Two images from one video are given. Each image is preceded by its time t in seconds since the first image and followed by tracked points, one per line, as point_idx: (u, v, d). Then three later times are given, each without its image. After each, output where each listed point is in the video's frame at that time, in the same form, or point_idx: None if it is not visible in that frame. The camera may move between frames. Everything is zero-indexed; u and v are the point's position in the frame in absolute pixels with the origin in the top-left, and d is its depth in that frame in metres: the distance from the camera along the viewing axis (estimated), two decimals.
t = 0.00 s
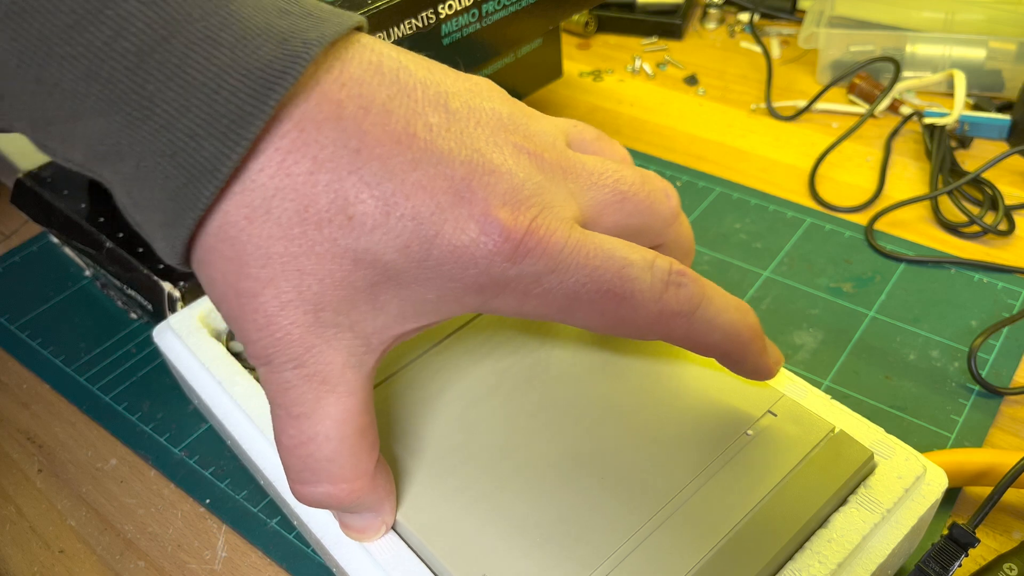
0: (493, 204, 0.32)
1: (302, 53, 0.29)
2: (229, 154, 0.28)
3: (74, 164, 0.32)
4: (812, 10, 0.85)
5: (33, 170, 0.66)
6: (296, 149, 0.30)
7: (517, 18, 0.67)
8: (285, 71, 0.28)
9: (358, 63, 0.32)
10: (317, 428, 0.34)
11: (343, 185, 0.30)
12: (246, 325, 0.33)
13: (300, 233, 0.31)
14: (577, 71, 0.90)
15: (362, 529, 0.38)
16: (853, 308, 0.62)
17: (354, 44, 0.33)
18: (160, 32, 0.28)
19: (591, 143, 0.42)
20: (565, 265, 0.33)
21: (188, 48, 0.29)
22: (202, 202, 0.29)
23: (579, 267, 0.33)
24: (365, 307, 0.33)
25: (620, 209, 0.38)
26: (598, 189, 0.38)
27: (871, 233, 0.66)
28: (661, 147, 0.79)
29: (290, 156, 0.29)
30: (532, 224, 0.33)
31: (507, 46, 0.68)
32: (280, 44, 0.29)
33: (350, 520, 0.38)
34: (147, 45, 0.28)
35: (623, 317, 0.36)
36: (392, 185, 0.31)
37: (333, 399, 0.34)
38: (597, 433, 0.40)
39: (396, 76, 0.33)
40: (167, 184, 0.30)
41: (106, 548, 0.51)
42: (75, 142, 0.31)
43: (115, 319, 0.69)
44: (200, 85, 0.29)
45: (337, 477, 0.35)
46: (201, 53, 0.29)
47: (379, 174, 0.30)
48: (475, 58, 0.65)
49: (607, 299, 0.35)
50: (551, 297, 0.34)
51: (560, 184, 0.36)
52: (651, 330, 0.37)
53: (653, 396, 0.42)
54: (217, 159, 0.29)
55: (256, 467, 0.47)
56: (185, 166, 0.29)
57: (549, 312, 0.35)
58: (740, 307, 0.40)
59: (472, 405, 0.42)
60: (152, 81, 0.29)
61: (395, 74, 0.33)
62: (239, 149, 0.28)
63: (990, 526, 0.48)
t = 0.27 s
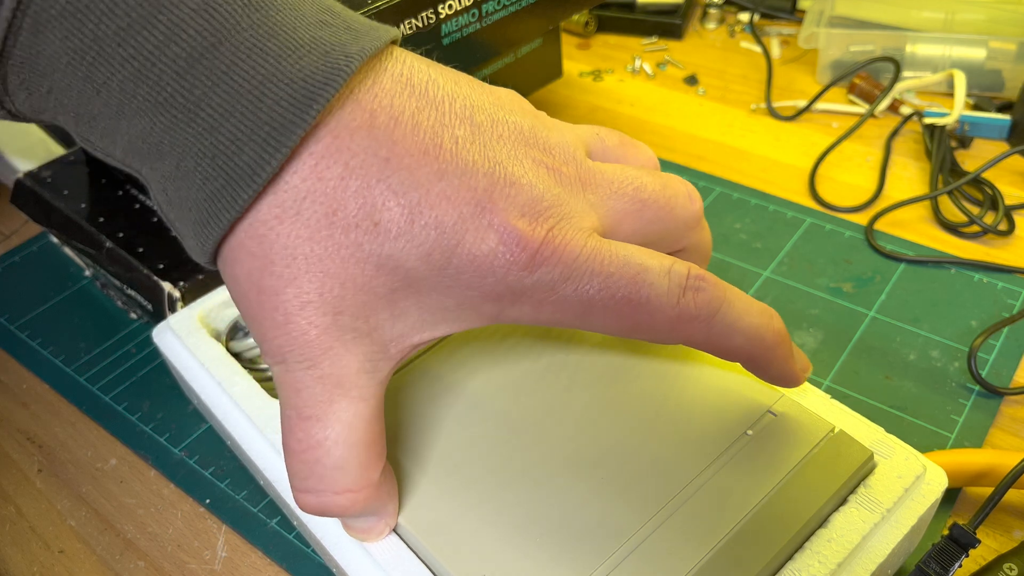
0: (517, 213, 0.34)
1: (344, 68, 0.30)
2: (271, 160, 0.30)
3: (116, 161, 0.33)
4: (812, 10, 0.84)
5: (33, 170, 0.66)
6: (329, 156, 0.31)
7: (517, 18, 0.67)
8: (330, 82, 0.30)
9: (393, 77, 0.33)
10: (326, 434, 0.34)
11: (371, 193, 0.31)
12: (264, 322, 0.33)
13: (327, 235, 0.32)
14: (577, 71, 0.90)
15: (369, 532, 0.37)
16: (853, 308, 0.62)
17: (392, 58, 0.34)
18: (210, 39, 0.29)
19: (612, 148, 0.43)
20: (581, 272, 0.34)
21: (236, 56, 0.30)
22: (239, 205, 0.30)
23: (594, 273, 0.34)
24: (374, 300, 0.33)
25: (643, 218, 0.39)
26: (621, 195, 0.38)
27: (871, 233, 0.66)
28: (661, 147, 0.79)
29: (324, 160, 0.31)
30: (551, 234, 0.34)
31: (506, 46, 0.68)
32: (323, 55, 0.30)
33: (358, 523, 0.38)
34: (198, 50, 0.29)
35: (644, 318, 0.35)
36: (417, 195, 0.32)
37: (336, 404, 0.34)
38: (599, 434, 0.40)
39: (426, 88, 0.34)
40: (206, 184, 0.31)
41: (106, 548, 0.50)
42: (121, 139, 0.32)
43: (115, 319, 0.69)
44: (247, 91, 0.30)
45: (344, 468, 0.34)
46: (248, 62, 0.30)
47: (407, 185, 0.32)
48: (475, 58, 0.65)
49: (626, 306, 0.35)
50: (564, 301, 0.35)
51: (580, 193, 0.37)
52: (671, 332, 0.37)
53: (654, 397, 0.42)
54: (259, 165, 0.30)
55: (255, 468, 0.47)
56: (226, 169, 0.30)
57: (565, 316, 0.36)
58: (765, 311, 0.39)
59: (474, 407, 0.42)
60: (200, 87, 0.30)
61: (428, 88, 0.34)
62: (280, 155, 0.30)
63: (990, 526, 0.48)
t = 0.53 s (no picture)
0: (510, 220, 0.34)
1: (340, 80, 0.30)
2: (264, 170, 0.30)
3: (117, 161, 0.34)
4: (812, 10, 0.84)
5: (33, 170, 0.66)
6: (325, 164, 0.31)
7: (516, 18, 0.67)
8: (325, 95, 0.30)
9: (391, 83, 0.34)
10: (324, 438, 0.34)
11: (367, 199, 0.32)
12: (262, 327, 0.34)
13: (322, 240, 0.32)
14: (577, 71, 0.90)
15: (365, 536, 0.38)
16: (853, 307, 0.62)
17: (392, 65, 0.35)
18: (209, 48, 0.30)
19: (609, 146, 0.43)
20: (574, 277, 0.34)
21: (234, 66, 0.30)
22: (233, 212, 0.31)
23: (587, 277, 0.34)
24: (369, 304, 0.34)
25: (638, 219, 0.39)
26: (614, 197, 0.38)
27: (871, 233, 0.66)
28: (661, 147, 0.79)
29: (321, 166, 0.31)
30: (543, 239, 0.34)
31: (506, 46, 0.68)
32: (320, 66, 0.31)
33: (354, 527, 0.38)
34: (197, 58, 0.30)
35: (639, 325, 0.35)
36: (412, 202, 0.32)
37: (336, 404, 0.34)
38: (594, 432, 0.40)
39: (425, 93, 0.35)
40: (201, 190, 0.31)
41: (106, 548, 0.50)
42: (120, 140, 0.32)
43: (115, 319, 0.69)
44: (243, 101, 0.30)
45: (341, 471, 0.34)
46: (246, 71, 0.30)
47: (401, 192, 0.32)
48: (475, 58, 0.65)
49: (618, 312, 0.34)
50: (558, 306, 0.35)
51: (575, 197, 0.37)
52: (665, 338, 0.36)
53: (648, 395, 0.42)
54: (252, 174, 0.30)
55: (252, 469, 0.47)
56: (222, 176, 0.31)
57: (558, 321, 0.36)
58: (763, 319, 0.37)
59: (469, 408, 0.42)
60: (197, 95, 0.30)
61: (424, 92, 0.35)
62: (273, 165, 0.30)
63: (990, 525, 0.48)
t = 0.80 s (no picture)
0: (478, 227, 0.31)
1: (310, 94, 0.29)
2: (236, 193, 0.29)
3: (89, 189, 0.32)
4: (812, 10, 0.84)
5: (32, 169, 0.66)
6: (290, 174, 0.29)
7: (516, 19, 0.67)
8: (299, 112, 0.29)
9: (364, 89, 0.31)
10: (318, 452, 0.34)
11: (330, 213, 0.30)
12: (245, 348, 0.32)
13: (289, 258, 0.30)
14: (577, 71, 0.90)
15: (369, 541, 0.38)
16: (852, 307, 0.62)
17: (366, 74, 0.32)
18: (177, 65, 0.29)
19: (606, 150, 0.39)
20: (550, 290, 0.31)
21: (203, 85, 0.29)
22: (204, 237, 0.29)
23: (565, 286, 0.30)
24: (339, 320, 0.32)
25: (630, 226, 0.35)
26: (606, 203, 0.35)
27: (871, 233, 0.66)
28: (660, 147, 0.79)
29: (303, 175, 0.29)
30: (515, 248, 0.31)
31: (506, 46, 0.68)
32: (291, 82, 0.29)
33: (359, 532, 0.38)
34: (166, 77, 0.29)
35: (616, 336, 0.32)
36: (377, 214, 0.30)
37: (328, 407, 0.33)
38: (596, 424, 0.41)
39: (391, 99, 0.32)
40: (172, 216, 0.30)
41: (106, 548, 0.50)
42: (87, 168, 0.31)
43: (115, 319, 0.69)
44: (213, 120, 0.29)
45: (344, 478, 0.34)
46: (214, 88, 0.29)
47: (365, 204, 0.30)
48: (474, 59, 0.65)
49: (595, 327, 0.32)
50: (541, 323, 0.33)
51: (556, 203, 0.33)
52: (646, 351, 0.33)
53: (646, 389, 0.43)
54: (225, 195, 0.29)
55: (251, 471, 0.48)
56: (188, 197, 0.29)
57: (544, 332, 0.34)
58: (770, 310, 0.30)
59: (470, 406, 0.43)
60: (160, 116, 0.29)
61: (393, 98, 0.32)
62: (244, 188, 0.29)
63: (990, 525, 0.48)
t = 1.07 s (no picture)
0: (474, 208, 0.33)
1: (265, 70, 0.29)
2: (197, 161, 0.28)
3: (39, 196, 0.32)
4: (813, 10, 0.84)
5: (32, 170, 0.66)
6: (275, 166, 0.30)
7: (516, 19, 0.67)
8: (255, 75, 0.29)
9: (327, 82, 0.33)
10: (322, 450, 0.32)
11: (317, 198, 0.30)
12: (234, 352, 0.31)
13: (276, 248, 0.30)
14: (577, 71, 0.90)
15: (377, 550, 0.38)
16: (853, 308, 0.62)
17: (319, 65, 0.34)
18: (125, 49, 0.30)
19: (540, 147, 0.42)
20: (549, 263, 0.34)
21: (153, 61, 0.30)
22: (168, 216, 0.29)
23: (564, 263, 0.34)
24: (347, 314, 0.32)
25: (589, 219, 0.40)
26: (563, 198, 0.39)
27: (871, 233, 0.66)
28: (660, 148, 0.79)
29: (262, 169, 0.30)
30: (511, 228, 0.34)
31: (506, 46, 0.68)
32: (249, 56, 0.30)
33: (366, 544, 0.38)
34: (113, 60, 0.30)
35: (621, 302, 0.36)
36: (368, 195, 0.31)
37: (331, 406, 0.32)
38: (595, 424, 0.41)
39: (362, 90, 0.35)
40: (130, 199, 0.30)
41: (106, 548, 0.50)
42: (45, 164, 0.31)
43: (115, 319, 0.69)
44: (167, 93, 0.29)
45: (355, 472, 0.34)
46: (170, 67, 0.30)
47: (355, 185, 0.31)
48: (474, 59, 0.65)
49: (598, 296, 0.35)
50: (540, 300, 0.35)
51: (528, 195, 0.37)
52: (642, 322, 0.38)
53: (646, 389, 0.43)
54: (182, 166, 0.28)
55: (251, 470, 0.48)
56: (150, 176, 0.29)
57: (539, 313, 0.36)
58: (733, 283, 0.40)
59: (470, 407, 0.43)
60: (116, 95, 0.30)
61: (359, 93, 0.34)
62: (207, 155, 0.28)
63: (990, 525, 0.48)
